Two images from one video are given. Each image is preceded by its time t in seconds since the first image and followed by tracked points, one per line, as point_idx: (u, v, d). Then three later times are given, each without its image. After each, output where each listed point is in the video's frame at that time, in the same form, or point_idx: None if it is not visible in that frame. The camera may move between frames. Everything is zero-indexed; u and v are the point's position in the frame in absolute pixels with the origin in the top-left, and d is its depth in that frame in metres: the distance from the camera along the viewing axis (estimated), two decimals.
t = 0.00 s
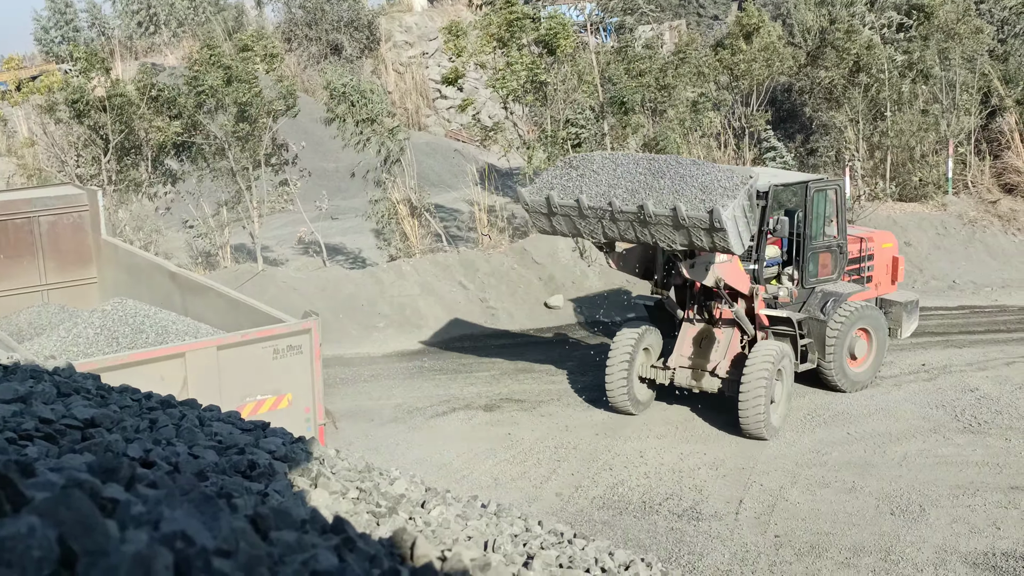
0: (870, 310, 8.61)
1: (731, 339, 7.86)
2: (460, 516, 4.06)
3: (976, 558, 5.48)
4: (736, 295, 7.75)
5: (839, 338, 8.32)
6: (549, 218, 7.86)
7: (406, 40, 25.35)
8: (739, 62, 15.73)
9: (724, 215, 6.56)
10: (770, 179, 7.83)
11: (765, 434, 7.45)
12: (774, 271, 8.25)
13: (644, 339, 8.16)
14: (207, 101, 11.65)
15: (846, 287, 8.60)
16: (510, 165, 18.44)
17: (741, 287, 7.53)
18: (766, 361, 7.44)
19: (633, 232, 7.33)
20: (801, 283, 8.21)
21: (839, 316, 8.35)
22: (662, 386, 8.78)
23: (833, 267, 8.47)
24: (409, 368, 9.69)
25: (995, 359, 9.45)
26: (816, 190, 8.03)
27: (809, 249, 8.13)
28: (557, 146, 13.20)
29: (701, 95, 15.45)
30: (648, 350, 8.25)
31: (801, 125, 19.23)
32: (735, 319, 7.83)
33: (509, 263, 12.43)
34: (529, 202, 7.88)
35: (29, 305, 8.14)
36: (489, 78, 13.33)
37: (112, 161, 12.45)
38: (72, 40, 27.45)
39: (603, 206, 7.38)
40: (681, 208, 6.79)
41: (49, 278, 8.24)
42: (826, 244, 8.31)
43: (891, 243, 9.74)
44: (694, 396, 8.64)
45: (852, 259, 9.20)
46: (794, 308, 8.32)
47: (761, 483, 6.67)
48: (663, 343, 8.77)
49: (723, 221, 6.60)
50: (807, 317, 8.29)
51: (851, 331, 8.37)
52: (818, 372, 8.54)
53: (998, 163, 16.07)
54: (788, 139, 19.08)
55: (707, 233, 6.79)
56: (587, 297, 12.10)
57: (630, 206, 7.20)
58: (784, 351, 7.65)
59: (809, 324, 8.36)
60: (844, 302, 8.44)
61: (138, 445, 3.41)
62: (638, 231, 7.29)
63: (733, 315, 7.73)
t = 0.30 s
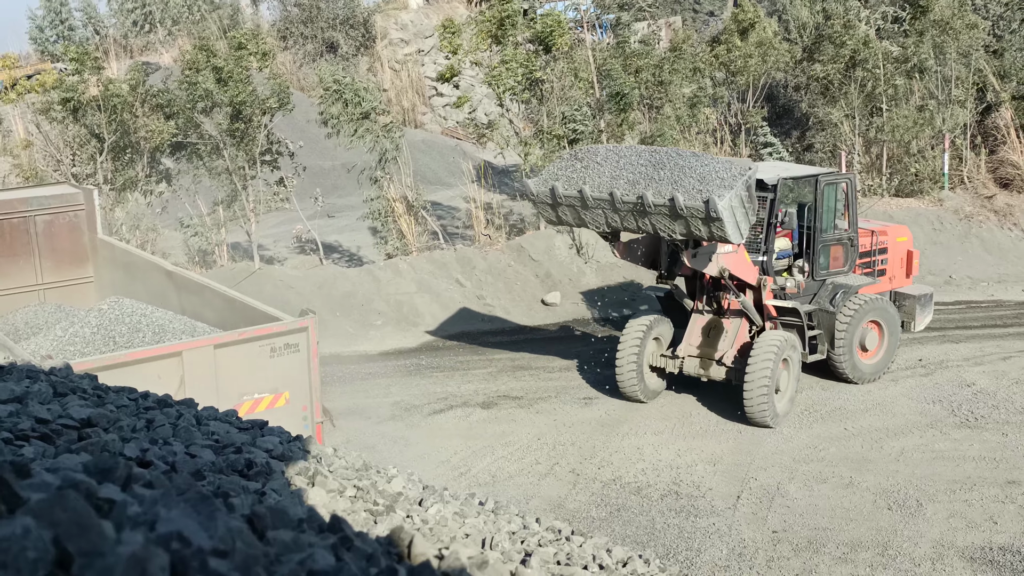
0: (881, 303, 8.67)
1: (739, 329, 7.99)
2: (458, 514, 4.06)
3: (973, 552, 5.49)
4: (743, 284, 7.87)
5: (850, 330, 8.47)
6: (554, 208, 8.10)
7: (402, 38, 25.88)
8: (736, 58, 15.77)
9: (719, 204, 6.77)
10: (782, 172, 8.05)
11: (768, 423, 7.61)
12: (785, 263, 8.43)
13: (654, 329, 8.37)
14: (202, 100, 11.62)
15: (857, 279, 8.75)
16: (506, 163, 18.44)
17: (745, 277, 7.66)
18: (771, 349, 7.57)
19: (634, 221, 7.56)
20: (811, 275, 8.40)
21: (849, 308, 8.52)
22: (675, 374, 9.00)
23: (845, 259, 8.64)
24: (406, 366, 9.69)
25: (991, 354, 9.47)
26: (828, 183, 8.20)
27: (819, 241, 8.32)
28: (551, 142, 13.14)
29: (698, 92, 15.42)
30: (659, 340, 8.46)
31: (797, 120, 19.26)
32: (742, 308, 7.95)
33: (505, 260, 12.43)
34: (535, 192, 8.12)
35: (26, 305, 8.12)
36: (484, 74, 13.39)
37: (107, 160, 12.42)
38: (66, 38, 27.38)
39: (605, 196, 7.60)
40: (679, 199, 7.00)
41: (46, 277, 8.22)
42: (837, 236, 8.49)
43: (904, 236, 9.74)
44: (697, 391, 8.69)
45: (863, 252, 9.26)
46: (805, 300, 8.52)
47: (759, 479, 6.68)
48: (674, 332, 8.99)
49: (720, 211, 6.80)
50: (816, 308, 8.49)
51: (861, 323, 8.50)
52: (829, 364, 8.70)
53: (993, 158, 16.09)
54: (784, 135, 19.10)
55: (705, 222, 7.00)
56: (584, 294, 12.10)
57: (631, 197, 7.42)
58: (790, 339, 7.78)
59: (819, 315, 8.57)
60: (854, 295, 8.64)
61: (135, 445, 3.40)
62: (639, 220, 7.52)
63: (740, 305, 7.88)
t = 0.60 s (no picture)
0: (893, 303, 8.81)
1: (746, 326, 8.18)
2: (453, 515, 4.05)
3: (969, 554, 5.50)
4: (749, 281, 8.07)
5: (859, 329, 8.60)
6: (559, 202, 8.29)
7: (398, 38, 25.66)
8: (733, 60, 15.82)
9: (714, 200, 6.91)
10: (792, 172, 8.19)
11: (770, 417, 7.78)
12: (796, 262, 8.58)
13: (664, 323, 8.60)
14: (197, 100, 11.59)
15: (867, 279, 8.87)
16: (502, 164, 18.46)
17: (750, 273, 7.88)
18: (772, 346, 7.79)
19: (635, 216, 7.72)
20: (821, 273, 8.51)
21: (859, 306, 8.66)
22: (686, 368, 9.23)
23: (856, 259, 8.76)
24: (402, 367, 9.69)
25: (986, 356, 9.49)
26: (840, 182, 8.34)
27: (830, 241, 8.45)
28: (548, 143, 13.20)
29: (692, 93, 15.47)
30: (669, 334, 8.69)
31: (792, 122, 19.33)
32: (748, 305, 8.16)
33: (501, 261, 12.44)
34: (542, 186, 8.32)
35: (21, 305, 8.12)
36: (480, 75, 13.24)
37: (102, 161, 12.40)
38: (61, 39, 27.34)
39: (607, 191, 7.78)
40: (676, 194, 7.15)
41: (41, 277, 8.20)
42: (849, 236, 8.61)
43: (918, 237, 9.75)
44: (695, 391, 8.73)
45: (873, 252, 9.28)
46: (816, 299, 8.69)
47: (754, 480, 6.69)
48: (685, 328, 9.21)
49: (715, 207, 6.94)
50: (825, 306, 8.67)
51: (871, 321, 8.64)
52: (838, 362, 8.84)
53: (988, 160, 16.12)
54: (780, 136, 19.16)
55: (702, 218, 7.14)
56: (580, 295, 12.10)
57: (632, 192, 7.58)
58: (794, 337, 7.97)
59: (829, 313, 8.74)
60: (865, 294, 8.78)
61: (130, 446, 3.40)
62: (640, 215, 7.68)
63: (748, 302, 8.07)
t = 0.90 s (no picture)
0: (894, 302, 8.88)
1: (745, 322, 8.36)
2: (442, 518, 4.05)
3: (956, 554, 5.54)
4: (746, 277, 8.23)
5: (859, 327, 8.67)
6: (554, 198, 8.42)
7: (387, 40, 25.63)
8: (722, 62, 15.89)
9: (703, 195, 7.01)
10: (792, 172, 8.33)
11: (765, 412, 7.93)
12: (797, 260, 8.67)
13: (664, 320, 8.77)
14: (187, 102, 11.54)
15: (867, 278, 8.97)
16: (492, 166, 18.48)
17: (747, 269, 8.04)
18: (768, 342, 7.91)
19: (626, 211, 7.83)
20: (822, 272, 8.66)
21: (859, 305, 8.73)
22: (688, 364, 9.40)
23: (857, 258, 8.86)
24: (391, 368, 9.68)
25: (973, 357, 9.56)
26: (840, 182, 8.47)
27: (831, 239, 8.57)
28: (537, 146, 13.14)
29: (681, 95, 15.25)
30: (670, 330, 8.87)
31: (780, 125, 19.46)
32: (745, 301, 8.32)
33: (491, 263, 12.44)
34: (538, 182, 8.45)
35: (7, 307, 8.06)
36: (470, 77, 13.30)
37: (90, 162, 12.35)
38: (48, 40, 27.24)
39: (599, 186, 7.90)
40: (665, 188, 7.26)
41: (27, 280, 8.16)
42: (850, 235, 8.72)
43: (920, 236, 9.82)
44: (685, 391, 8.77)
45: (873, 252, 9.37)
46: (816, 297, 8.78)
47: (743, 482, 6.71)
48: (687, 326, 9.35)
49: (703, 201, 7.05)
50: (825, 305, 8.76)
51: (871, 320, 8.70)
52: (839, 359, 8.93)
53: (975, 163, 16.24)
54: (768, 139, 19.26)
55: (690, 213, 7.24)
56: (569, 296, 12.12)
57: (623, 187, 7.70)
58: (790, 333, 8.09)
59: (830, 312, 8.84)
60: (866, 292, 8.85)
61: (117, 449, 3.38)
62: (631, 210, 7.79)
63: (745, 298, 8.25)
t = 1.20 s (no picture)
0: (903, 303, 8.93)
1: (752, 322, 8.51)
2: (443, 522, 4.04)
3: (958, 558, 5.53)
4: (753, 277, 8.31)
5: (869, 329, 8.71)
6: (558, 198, 8.47)
7: (387, 44, 24.97)
8: (722, 65, 15.90)
9: (699, 195, 7.02)
10: (801, 174, 8.37)
11: (771, 411, 8.02)
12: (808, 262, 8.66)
13: (674, 320, 8.86)
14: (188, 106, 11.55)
15: (879, 279, 8.98)
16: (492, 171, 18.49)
17: (753, 269, 8.11)
18: (773, 342, 8.02)
19: (626, 211, 7.85)
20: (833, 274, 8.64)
21: (869, 306, 8.77)
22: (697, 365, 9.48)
23: (868, 259, 8.87)
24: (392, 373, 9.68)
25: (974, 360, 9.54)
26: (850, 184, 8.49)
27: (842, 241, 8.57)
28: (539, 149, 13.19)
29: (683, 99, 15.47)
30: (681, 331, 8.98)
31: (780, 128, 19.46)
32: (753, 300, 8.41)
33: (491, 267, 12.43)
34: (543, 182, 8.51)
35: (8, 311, 8.07)
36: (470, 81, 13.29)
37: (91, 166, 12.36)
38: (49, 44, 27.29)
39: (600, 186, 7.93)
40: (663, 187, 7.28)
41: (28, 284, 8.16)
42: (860, 236, 8.73)
43: (932, 239, 9.80)
44: (687, 394, 8.77)
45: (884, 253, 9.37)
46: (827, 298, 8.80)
47: (745, 486, 6.70)
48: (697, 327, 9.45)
49: (699, 200, 7.05)
50: (836, 306, 8.81)
51: (881, 322, 8.76)
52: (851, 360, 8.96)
53: (976, 167, 16.24)
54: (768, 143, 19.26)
55: (687, 212, 7.25)
56: (570, 300, 12.12)
57: (623, 187, 7.74)
58: (797, 334, 8.19)
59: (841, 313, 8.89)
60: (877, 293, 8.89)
61: (118, 454, 3.37)
62: (631, 210, 7.81)
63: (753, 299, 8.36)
